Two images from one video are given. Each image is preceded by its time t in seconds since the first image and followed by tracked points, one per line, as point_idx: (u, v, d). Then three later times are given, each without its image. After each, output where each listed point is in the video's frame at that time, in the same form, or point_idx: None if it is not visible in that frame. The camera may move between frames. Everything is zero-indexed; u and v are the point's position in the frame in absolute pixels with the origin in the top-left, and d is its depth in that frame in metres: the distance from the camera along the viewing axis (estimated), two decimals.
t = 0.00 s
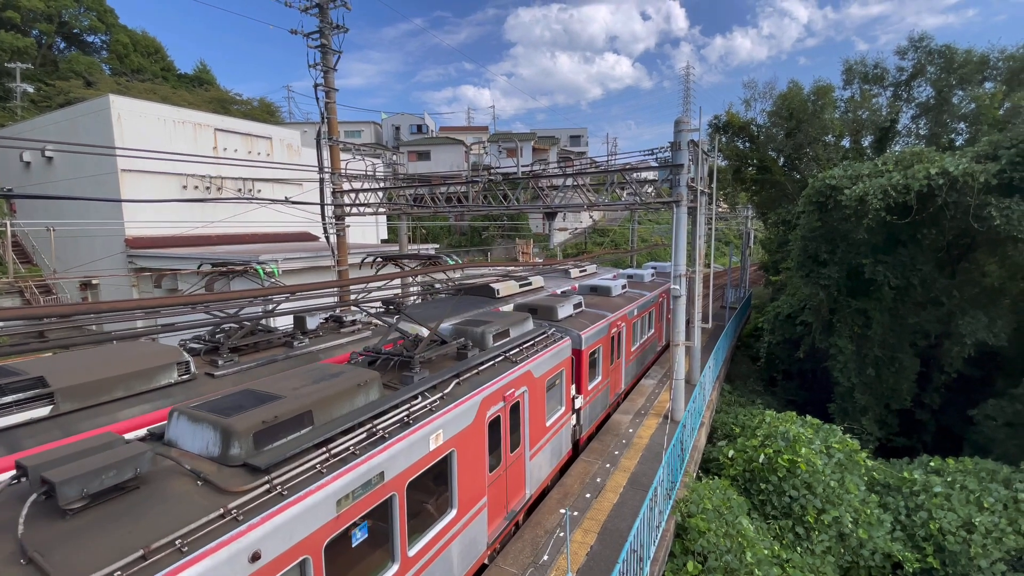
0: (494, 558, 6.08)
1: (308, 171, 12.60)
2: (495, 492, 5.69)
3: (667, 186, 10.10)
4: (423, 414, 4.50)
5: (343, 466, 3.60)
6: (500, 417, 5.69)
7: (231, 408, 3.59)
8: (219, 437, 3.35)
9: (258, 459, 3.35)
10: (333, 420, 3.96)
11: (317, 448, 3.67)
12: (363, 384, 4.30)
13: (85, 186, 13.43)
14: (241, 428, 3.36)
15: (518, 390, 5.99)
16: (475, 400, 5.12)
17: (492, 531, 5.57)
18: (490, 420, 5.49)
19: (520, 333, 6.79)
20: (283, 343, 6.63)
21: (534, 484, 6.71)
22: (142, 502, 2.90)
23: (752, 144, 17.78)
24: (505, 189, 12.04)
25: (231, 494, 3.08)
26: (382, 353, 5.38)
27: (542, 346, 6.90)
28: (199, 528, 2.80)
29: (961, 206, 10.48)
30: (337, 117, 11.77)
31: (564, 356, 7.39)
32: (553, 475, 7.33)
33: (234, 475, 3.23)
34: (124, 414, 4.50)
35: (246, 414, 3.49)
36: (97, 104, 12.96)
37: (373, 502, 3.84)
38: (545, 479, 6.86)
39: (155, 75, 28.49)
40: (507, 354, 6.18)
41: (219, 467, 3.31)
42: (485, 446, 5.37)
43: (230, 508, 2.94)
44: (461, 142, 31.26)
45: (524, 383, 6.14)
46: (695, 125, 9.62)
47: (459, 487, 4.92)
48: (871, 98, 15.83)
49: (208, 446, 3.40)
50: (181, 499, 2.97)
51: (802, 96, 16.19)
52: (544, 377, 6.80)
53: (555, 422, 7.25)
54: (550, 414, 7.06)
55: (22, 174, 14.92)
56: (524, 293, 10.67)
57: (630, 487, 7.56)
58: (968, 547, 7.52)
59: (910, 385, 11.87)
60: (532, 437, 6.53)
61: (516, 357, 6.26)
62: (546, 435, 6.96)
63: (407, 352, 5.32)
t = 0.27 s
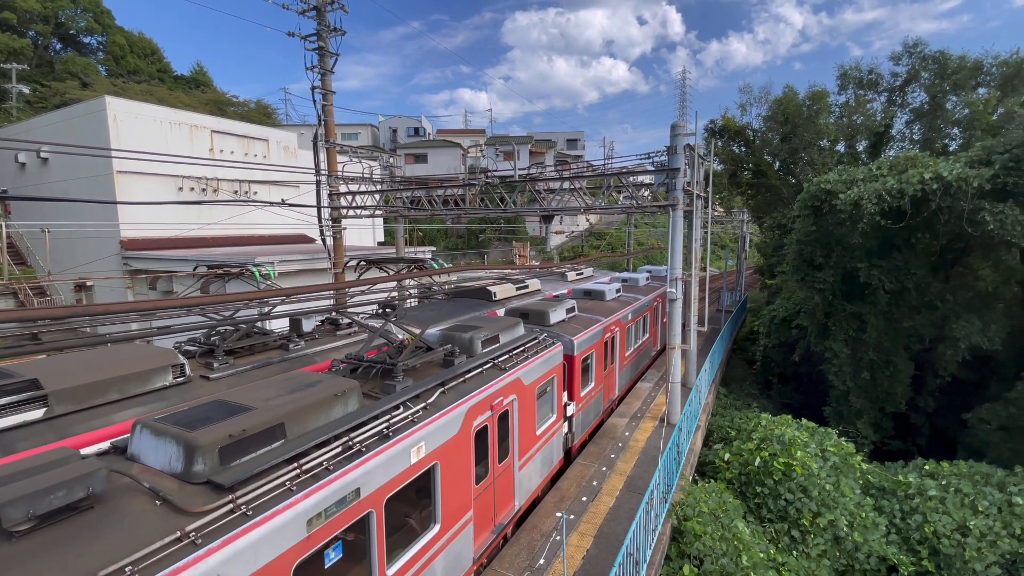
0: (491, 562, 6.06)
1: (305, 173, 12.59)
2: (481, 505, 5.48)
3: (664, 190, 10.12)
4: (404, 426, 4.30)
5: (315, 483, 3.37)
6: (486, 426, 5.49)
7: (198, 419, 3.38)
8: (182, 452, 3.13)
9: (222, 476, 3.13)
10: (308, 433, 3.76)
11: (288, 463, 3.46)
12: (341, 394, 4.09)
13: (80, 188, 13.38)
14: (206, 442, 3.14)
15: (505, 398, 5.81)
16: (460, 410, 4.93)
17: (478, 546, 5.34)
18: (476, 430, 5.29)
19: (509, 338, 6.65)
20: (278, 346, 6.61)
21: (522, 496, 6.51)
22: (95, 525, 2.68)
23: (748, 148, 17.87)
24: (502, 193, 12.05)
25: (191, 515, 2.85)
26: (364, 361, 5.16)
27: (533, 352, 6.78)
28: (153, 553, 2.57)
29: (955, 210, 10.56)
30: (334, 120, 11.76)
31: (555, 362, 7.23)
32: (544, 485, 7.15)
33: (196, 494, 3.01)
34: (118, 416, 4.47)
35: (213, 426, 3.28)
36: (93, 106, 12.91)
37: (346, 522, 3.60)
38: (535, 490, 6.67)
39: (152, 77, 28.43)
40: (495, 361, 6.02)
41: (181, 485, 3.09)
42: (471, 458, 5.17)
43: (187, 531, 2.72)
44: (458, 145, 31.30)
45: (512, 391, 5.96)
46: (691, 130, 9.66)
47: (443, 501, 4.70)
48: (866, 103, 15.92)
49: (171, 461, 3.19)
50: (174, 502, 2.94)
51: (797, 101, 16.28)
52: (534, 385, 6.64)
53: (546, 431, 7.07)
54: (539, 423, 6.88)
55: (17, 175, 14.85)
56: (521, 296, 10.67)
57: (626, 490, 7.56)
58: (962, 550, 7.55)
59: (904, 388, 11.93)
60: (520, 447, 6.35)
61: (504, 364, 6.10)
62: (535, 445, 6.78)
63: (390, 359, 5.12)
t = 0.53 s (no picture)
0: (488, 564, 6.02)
1: (302, 175, 12.56)
2: (468, 519, 5.18)
3: (660, 194, 10.13)
4: (384, 438, 4.01)
5: (284, 502, 3.09)
6: (475, 436, 5.20)
7: (162, 433, 3.15)
8: (140, 469, 2.88)
9: (180, 495, 2.86)
10: (281, 446, 3.51)
11: (256, 479, 3.18)
12: (316, 405, 3.87)
13: (75, 189, 13.32)
14: (164, 459, 2.89)
15: (494, 406, 5.52)
16: (446, 420, 4.64)
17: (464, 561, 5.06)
18: (463, 440, 5.01)
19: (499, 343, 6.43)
20: (274, 348, 6.58)
21: (512, 508, 6.21)
22: (40, 549, 2.42)
23: (744, 152, 17.95)
24: (499, 195, 12.05)
25: (142, 540, 2.57)
26: (345, 368, 4.87)
27: (524, 358, 6.48)
28: None
29: (950, 215, 10.61)
30: (331, 122, 11.75)
31: (547, 368, 6.98)
32: (533, 496, 6.82)
33: (152, 514, 2.74)
34: (111, 419, 4.44)
35: (173, 442, 3.03)
36: (89, 107, 12.87)
37: (317, 544, 3.31)
38: (525, 501, 6.39)
39: (148, 78, 28.39)
40: (484, 368, 5.74)
41: (137, 504, 2.83)
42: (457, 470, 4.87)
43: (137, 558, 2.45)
44: (455, 148, 31.35)
45: (501, 399, 5.69)
46: (688, 133, 9.69)
47: (426, 515, 4.41)
48: (860, 108, 16.02)
49: (127, 478, 2.92)
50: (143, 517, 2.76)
51: (793, 106, 16.37)
52: (525, 392, 6.36)
53: (536, 440, 6.80)
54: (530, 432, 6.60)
55: (12, 175, 14.77)
56: (518, 299, 10.65)
57: (623, 494, 7.55)
58: (958, 553, 7.57)
59: (899, 391, 11.98)
60: (510, 457, 6.07)
61: (493, 371, 5.82)
62: (526, 454, 6.50)
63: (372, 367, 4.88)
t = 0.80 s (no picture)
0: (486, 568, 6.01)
1: (301, 177, 12.55)
2: (458, 530, 5.04)
3: (659, 197, 10.14)
4: (368, 447, 3.91)
5: (258, 517, 3.00)
6: (465, 444, 5.10)
7: (133, 444, 3.06)
8: (106, 483, 2.78)
9: (149, 510, 2.77)
10: (257, 459, 3.41)
11: (230, 493, 3.10)
12: (298, 414, 3.78)
13: (73, 190, 13.29)
14: (133, 472, 2.80)
15: (485, 414, 5.43)
16: (434, 428, 4.53)
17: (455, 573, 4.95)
18: (453, 449, 4.90)
19: (492, 348, 6.35)
20: (272, 349, 6.58)
21: (504, 517, 6.09)
22: None
23: (743, 155, 17.99)
24: (497, 198, 12.04)
25: (106, 559, 2.47)
26: (332, 374, 4.77)
27: (517, 363, 6.42)
28: None
29: (947, 218, 10.65)
30: (330, 123, 11.75)
31: (541, 372, 6.90)
32: (528, 503, 6.79)
33: (117, 533, 2.63)
34: (109, 420, 4.43)
35: (143, 454, 2.94)
36: (88, 108, 12.86)
37: (294, 559, 3.23)
38: (517, 511, 6.28)
39: (147, 79, 28.35)
40: (475, 373, 5.63)
41: (103, 521, 2.72)
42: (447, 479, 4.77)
43: None
44: (454, 150, 31.36)
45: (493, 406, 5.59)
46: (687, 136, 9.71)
47: (413, 527, 4.31)
48: (858, 111, 16.07)
49: (94, 492, 2.82)
50: (115, 532, 2.66)
51: (791, 109, 16.41)
52: (518, 398, 6.26)
53: (530, 446, 6.68)
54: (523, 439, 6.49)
55: (10, 176, 14.73)
56: (517, 301, 10.65)
57: (621, 496, 7.54)
58: (955, 556, 7.58)
59: (897, 394, 11.99)
60: (503, 465, 5.96)
61: (485, 377, 5.72)
62: (519, 461, 6.39)
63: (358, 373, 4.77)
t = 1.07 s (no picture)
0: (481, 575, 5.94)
1: (300, 178, 12.54)
2: (450, 541, 4.93)
3: (658, 199, 10.13)
4: (355, 455, 3.81)
5: (236, 531, 2.87)
6: (457, 451, 4.99)
7: (107, 453, 2.91)
8: (75, 495, 2.63)
9: (119, 525, 2.61)
10: (238, 467, 3.28)
11: (207, 505, 2.96)
12: (283, 421, 3.62)
13: (72, 190, 13.28)
14: (104, 484, 2.64)
15: (478, 420, 5.35)
16: (424, 435, 4.43)
17: None
18: (445, 456, 4.80)
19: (486, 353, 6.32)
20: (271, 351, 6.57)
21: (498, 526, 5.99)
22: None
23: (742, 157, 18.04)
24: (497, 199, 12.04)
25: None
26: (319, 379, 4.64)
27: (512, 367, 6.44)
28: None
29: (945, 220, 10.67)
30: (330, 125, 11.75)
31: (537, 376, 6.88)
32: (523, 509, 6.74)
33: (87, 548, 2.48)
34: (107, 422, 4.42)
35: (115, 464, 2.79)
36: (87, 109, 12.86)
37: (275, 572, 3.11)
38: (511, 519, 6.20)
39: (147, 81, 28.37)
40: (468, 379, 5.60)
41: (72, 534, 2.57)
42: (438, 488, 4.67)
43: None
44: (453, 152, 31.39)
45: (486, 412, 5.52)
46: (686, 139, 9.72)
47: (401, 538, 4.19)
48: (857, 114, 16.10)
49: (63, 505, 2.66)
50: (89, 543, 2.53)
51: (790, 111, 16.43)
52: (512, 404, 6.22)
53: (524, 453, 6.63)
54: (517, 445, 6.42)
55: (8, 177, 14.72)
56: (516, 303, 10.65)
57: (621, 498, 7.54)
58: (954, 558, 7.57)
59: (895, 396, 11.99)
60: (497, 472, 5.88)
61: (478, 382, 5.67)
62: (512, 468, 6.30)
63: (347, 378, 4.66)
